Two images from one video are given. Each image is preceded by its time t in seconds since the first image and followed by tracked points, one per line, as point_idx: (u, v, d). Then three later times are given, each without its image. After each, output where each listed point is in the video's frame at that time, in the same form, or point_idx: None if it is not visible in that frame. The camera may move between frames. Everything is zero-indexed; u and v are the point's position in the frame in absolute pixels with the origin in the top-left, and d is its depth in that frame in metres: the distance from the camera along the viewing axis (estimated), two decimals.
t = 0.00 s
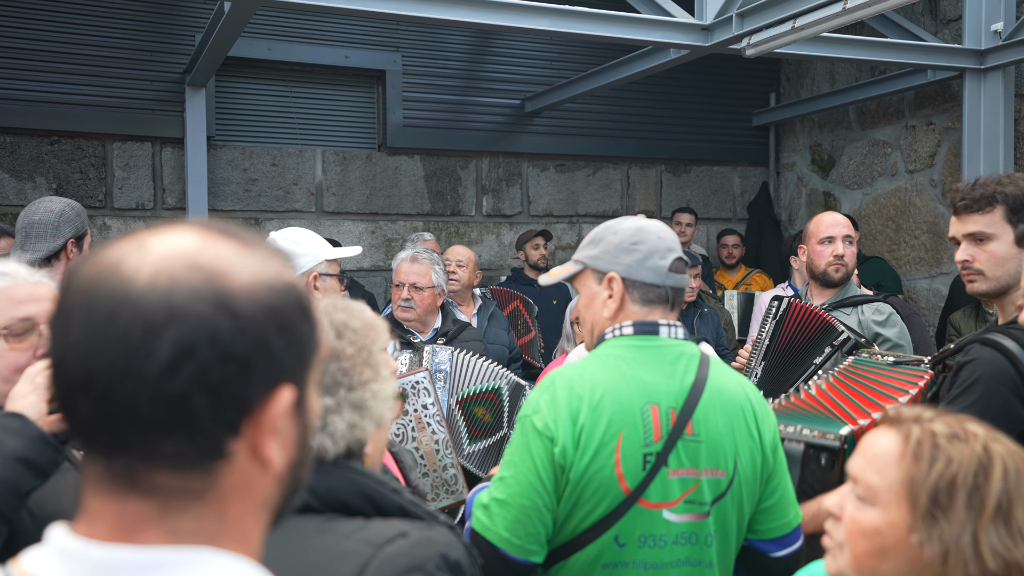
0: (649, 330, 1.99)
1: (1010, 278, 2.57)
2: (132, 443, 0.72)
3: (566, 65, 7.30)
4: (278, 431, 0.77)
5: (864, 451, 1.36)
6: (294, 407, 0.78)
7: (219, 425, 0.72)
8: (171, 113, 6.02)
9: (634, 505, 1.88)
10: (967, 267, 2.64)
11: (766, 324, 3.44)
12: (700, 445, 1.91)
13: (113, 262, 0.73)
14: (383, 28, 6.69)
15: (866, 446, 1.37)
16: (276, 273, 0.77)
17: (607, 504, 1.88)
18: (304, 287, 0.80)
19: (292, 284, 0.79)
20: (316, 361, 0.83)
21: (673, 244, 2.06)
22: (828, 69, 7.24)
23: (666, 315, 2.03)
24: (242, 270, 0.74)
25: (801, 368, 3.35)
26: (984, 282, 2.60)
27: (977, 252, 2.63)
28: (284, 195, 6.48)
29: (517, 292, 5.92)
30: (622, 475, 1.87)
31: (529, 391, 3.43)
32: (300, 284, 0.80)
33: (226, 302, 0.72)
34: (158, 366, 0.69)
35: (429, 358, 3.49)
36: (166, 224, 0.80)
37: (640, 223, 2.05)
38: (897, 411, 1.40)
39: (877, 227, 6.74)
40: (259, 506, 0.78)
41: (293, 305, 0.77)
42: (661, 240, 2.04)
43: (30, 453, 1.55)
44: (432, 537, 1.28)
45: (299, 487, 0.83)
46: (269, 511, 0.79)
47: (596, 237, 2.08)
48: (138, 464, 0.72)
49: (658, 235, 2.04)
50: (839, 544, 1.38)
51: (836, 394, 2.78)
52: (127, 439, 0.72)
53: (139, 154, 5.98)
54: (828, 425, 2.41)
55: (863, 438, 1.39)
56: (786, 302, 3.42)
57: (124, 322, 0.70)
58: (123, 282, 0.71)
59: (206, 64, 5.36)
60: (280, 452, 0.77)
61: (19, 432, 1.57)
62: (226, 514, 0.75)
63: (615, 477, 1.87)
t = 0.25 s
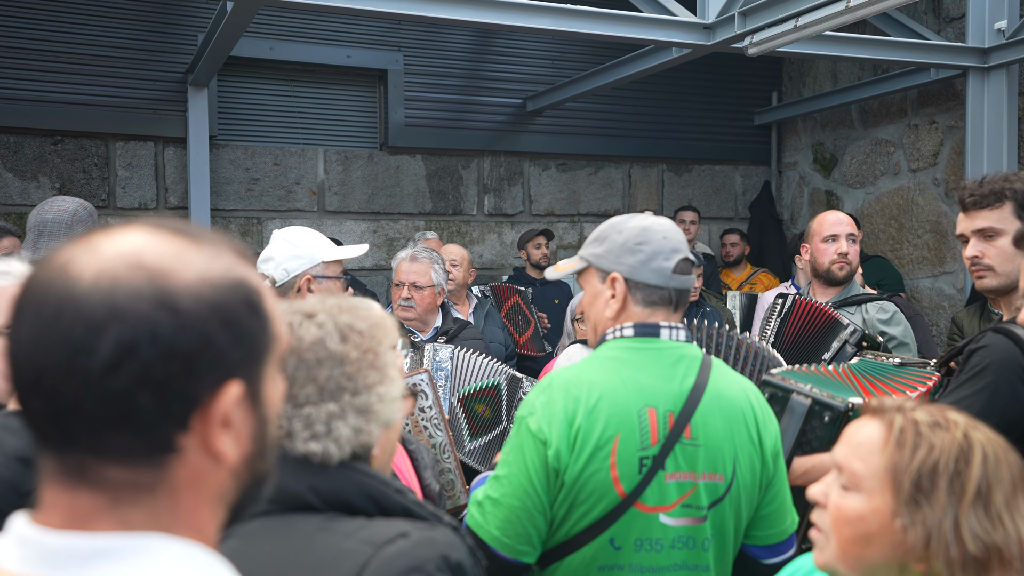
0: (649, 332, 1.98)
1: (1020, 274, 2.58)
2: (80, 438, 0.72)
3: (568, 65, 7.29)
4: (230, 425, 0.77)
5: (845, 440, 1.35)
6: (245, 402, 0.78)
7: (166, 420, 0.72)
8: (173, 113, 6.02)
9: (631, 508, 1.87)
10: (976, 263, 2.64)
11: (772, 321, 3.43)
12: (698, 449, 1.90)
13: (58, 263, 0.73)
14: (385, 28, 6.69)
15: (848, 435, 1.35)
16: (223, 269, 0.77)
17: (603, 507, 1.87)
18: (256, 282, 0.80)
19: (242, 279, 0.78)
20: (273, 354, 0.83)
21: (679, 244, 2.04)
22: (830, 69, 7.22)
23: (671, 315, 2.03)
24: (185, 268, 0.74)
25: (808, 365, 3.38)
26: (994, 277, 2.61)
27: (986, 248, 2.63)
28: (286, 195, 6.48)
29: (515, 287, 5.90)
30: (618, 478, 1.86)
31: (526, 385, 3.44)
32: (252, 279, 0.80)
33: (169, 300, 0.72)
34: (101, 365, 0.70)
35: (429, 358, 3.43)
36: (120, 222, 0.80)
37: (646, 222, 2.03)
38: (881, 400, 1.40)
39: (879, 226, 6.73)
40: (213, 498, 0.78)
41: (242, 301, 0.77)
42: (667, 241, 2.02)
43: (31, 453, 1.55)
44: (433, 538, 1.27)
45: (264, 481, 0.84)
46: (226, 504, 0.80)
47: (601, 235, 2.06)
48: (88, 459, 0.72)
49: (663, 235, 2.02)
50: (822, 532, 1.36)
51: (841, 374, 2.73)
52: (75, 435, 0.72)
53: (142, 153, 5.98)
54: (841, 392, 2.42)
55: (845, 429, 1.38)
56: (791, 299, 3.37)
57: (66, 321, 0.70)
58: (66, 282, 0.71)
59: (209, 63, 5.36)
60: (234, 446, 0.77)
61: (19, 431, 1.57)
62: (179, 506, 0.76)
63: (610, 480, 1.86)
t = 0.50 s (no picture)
0: (651, 332, 1.97)
1: None
2: (8, 434, 0.77)
3: (573, 64, 7.29)
4: (159, 423, 0.82)
5: (854, 424, 1.40)
6: (174, 399, 0.82)
7: (87, 419, 0.77)
8: (179, 113, 6.04)
9: (631, 509, 1.87)
10: (980, 259, 2.63)
11: (773, 319, 3.61)
12: (698, 450, 1.90)
13: None
14: (390, 27, 6.69)
15: (856, 419, 1.40)
16: (143, 273, 0.81)
17: (602, 508, 1.87)
18: (181, 283, 0.84)
19: (164, 281, 0.83)
20: (209, 354, 0.87)
21: (687, 245, 2.01)
22: (836, 68, 7.21)
23: (681, 311, 2.03)
24: (104, 274, 0.79)
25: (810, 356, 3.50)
26: (999, 273, 2.61)
27: (991, 244, 2.62)
28: (292, 194, 6.49)
29: (519, 284, 5.86)
30: (617, 479, 1.86)
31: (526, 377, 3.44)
32: (177, 280, 0.84)
33: (87, 305, 0.76)
34: (19, 366, 0.74)
35: (431, 356, 3.39)
36: (57, 230, 0.85)
37: (653, 222, 2.01)
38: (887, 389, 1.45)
39: (885, 226, 6.71)
40: (152, 493, 0.84)
41: (164, 304, 0.81)
42: (674, 242, 1.99)
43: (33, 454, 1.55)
44: (431, 543, 1.26)
45: (211, 478, 0.89)
46: (170, 499, 0.86)
47: (608, 232, 2.05)
48: (18, 454, 0.78)
49: (671, 235, 2.00)
50: (826, 515, 1.39)
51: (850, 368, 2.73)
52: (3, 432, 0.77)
53: (148, 153, 6.00)
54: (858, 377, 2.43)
55: (850, 412, 1.43)
56: (790, 297, 3.58)
57: None
58: None
59: (214, 63, 5.37)
60: (166, 444, 0.83)
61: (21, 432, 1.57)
62: (111, 499, 0.82)
63: (609, 480, 1.86)
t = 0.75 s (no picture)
0: (652, 329, 1.97)
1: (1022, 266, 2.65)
2: None
3: (576, 64, 7.30)
4: (90, 416, 0.87)
5: (820, 429, 1.41)
6: (107, 393, 0.87)
7: (17, 406, 0.83)
8: (181, 112, 6.05)
9: (632, 506, 1.87)
10: (977, 258, 2.68)
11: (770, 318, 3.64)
12: (700, 446, 1.90)
13: None
14: (393, 27, 6.70)
15: (821, 424, 1.41)
16: (85, 275, 0.87)
17: (604, 504, 1.87)
18: (126, 286, 0.90)
19: (107, 283, 0.89)
20: (149, 356, 0.92)
21: (688, 244, 2.01)
22: (839, 67, 7.21)
23: (682, 310, 2.03)
24: (47, 271, 0.85)
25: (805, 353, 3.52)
26: (996, 272, 2.67)
27: (987, 243, 2.66)
28: (294, 194, 6.50)
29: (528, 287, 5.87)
30: (619, 475, 1.86)
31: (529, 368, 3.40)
32: (121, 283, 0.90)
33: (19, 298, 0.82)
34: None
35: (433, 355, 3.44)
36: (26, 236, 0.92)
37: (655, 221, 2.00)
38: (845, 390, 1.47)
39: (888, 225, 6.71)
40: (91, 487, 0.88)
41: (98, 303, 0.87)
42: (674, 241, 1.99)
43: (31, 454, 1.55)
44: (426, 538, 1.27)
45: (153, 482, 0.93)
46: (111, 495, 0.90)
47: (609, 231, 2.05)
48: None
49: (672, 234, 2.00)
50: (805, 524, 1.39)
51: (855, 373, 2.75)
52: None
53: (150, 153, 6.01)
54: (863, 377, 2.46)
55: (814, 417, 1.44)
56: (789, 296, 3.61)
57: None
58: None
59: (216, 63, 5.38)
60: (97, 438, 0.87)
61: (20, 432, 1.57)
62: (45, 489, 0.86)
63: (612, 476, 1.86)
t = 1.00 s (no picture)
0: (655, 328, 1.99)
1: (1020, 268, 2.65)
2: None
3: (577, 64, 7.31)
4: (66, 412, 0.90)
5: (807, 428, 1.43)
6: (83, 387, 0.91)
7: None
8: (182, 113, 6.06)
9: (637, 504, 1.88)
10: (976, 259, 2.69)
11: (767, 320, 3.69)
12: (704, 445, 1.91)
13: None
14: (394, 28, 6.71)
15: (807, 423, 1.44)
16: (63, 275, 0.92)
17: (609, 502, 1.88)
18: (102, 284, 0.95)
19: (83, 280, 0.93)
20: (125, 353, 0.96)
21: (691, 245, 2.02)
22: (839, 68, 7.22)
23: (684, 310, 2.03)
24: (24, 270, 0.90)
25: (797, 353, 3.52)
26: (994, 272, 2.65)
27: (985, 244, 2.69)
28: (295, 194, 6.51)
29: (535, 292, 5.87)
30: (623, 473, 1.87)
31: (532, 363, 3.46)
32: (98, 281, 0.95)
33: None
34: None
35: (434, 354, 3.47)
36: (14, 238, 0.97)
37: (660, 221, 2.01)
38: (828, 387, 1.50)
39: (888, 226, 6.72)
40: (69, 479, 0.92)
41: (75, 300, 0.92)
42: (678, 241, 2.00)
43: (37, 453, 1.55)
44: (433, 532, 1.27)
45: (127, 479, 0.96)
46: (89, 489, 0.93)
47: (614, 230, 2.05)
48: None
49: (676, 235, 2.00)
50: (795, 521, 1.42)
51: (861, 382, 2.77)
52: None
53: (152, 154, 6.03)
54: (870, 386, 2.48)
55: (799, 416, 1.47)
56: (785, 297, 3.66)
57: None
58: None
59: (218, 64, 5.40)
60: (74, 432, 0.91)
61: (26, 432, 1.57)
62: (24, 480, 0.90)
63: (616, 474, 1.87)
